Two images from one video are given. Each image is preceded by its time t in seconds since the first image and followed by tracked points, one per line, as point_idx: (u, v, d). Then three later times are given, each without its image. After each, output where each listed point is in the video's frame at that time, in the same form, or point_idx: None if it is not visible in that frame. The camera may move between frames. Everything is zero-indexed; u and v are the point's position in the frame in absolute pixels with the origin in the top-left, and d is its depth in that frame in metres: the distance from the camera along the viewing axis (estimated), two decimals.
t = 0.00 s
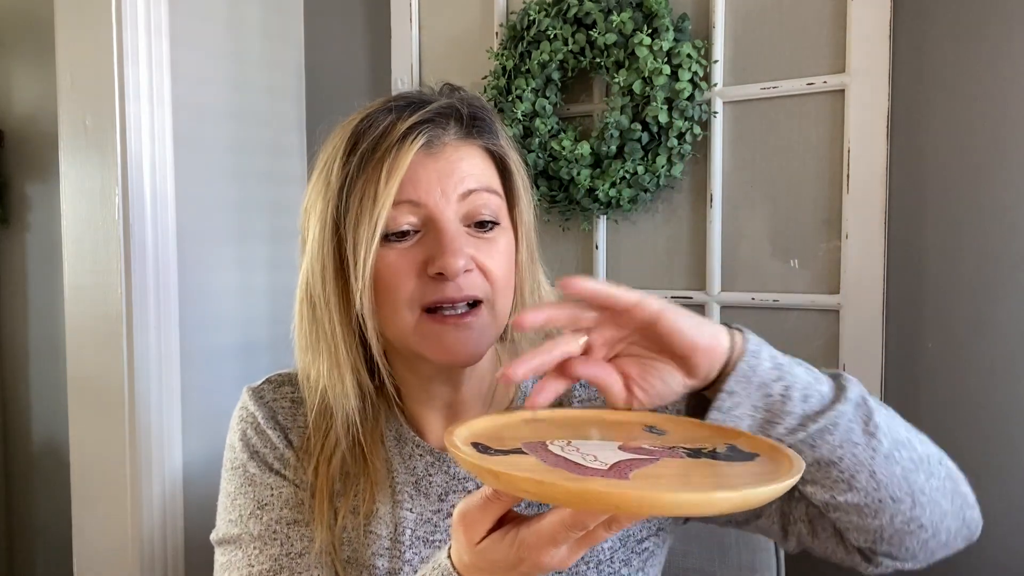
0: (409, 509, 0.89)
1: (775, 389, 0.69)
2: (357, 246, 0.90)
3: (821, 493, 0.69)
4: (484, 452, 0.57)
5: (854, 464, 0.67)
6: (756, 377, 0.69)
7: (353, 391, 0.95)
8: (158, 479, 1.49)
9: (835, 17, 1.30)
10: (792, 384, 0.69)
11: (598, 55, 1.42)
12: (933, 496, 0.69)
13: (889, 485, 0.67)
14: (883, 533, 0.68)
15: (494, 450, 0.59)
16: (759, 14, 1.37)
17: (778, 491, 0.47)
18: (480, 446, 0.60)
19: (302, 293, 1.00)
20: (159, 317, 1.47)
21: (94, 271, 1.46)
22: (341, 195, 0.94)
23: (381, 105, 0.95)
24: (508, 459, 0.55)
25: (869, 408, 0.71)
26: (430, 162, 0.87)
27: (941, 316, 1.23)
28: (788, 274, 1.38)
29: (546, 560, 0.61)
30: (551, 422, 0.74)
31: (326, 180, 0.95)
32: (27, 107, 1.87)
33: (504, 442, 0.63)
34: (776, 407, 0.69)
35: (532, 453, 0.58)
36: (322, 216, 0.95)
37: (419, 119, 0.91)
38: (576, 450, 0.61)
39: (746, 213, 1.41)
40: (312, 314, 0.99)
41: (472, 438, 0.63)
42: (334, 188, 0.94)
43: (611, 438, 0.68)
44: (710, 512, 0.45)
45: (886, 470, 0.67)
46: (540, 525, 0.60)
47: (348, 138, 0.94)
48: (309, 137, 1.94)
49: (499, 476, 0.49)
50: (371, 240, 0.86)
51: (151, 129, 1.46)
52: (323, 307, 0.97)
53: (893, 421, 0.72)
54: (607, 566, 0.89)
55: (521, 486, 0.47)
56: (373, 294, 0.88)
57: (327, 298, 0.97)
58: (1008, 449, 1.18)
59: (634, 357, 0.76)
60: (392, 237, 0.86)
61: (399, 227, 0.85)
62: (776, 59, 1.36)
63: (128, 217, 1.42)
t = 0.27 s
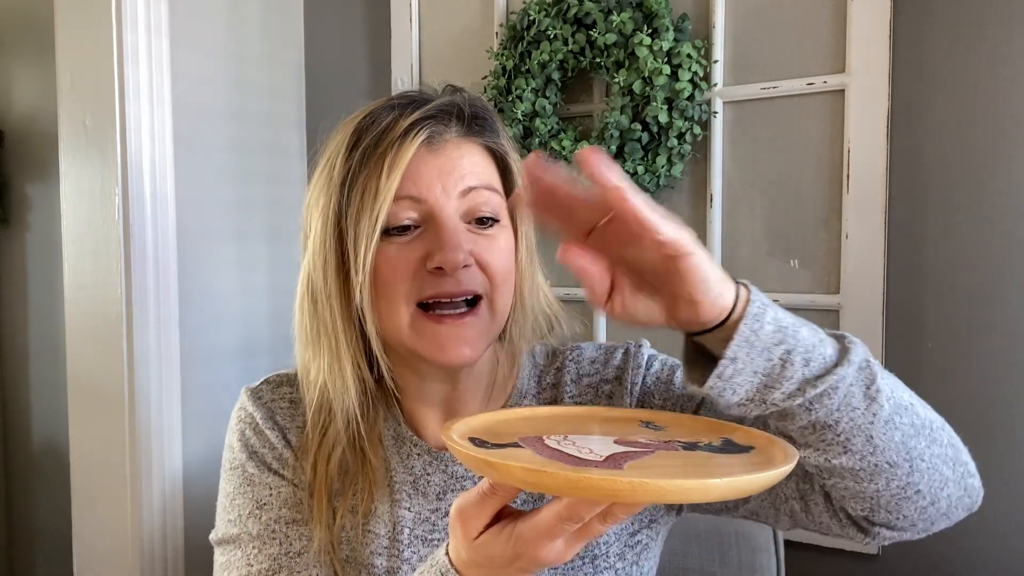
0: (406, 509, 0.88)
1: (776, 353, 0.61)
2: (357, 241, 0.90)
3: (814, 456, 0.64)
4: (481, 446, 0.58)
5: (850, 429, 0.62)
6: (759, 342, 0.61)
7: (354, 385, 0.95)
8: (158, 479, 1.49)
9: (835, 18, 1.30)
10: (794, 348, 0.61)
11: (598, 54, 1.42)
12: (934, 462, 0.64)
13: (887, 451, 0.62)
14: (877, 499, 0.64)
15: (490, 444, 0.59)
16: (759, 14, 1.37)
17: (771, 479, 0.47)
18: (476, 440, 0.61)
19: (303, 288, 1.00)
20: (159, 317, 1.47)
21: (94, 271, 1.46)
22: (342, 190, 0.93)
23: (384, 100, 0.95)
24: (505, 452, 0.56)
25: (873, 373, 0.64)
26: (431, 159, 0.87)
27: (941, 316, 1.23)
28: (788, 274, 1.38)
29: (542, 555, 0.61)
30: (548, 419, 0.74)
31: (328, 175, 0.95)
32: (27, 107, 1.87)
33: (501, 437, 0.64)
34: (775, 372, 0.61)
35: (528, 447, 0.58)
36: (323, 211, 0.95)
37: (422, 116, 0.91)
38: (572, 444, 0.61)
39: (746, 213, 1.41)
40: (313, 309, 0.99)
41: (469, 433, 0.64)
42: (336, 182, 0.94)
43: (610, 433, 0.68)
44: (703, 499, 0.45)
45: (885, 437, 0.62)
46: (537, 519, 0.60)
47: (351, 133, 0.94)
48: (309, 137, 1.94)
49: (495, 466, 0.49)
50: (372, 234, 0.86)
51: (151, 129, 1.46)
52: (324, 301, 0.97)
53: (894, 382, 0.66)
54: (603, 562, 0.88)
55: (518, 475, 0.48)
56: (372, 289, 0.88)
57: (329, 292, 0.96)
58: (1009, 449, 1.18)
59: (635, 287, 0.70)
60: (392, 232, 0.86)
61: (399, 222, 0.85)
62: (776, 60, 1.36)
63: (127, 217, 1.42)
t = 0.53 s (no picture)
0: (401, 510, 0.89)
1: (827, 418, 0.61)
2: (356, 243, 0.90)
3: (820, 493, 0.67)
4: (462, 451, 0.58)
5: (863, 486, 0.63)
6: (819, 410, 0.60)
7: (349, 387, 0.95)
8: (158, 479, 1.49)
9: (836, 17, 1.30)
10: (845, 418, 0.61)
11: (598, 55, 1.42)
12: (933, 528, 0.65)
13: (892, 513, 0.64)
14: (867, 550, 0.66)
15: (471, 449, 0.59)
16: (760, 14, 1.37)
17: (750, 480, 0.48)
18: (458, 445, 0.61)
19: (297, 289, 0.99)
20: (159, 317, 1.47)
21: (94, 271, 1.46)
22: (339, 191, 0.93)
23: (382, 103, 0.95)
24: (485, 457, 0.56)
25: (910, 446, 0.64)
26: (429, 160, 0.87)
27: (941, 316, 1.23)
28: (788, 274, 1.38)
29: (527, 558, 0.62)
30: (533, 420, 0.74)
31: (325, 176, 0.95)
32: (27, 106, 1.86)
33: (484, 440, 0.64)
34: (816, 429, 0.61)
35: (510, 451, 0.58)
36: (320, 211, 0.94)
37: (420, 118, 0.91)
38: (555, 447, 0.61)
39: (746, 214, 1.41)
40: (308, 311, 0.98)
41: (451, 439, 0.64)
42: (333, 184, 0.93)
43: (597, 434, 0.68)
44: (682, 503, 0.46)
45: (893, 501, 0.64)
46: (520, 523, 0.61)
47: (348, 134, 0.94)
48: (309, 137, 1.94)
49: (474, 475, 0.49)
50: (370, 236, 0.86)
51: (151, 129, 1.46)
52: (320, 303, 0.96)
53: (922, 451, 0.66)
54: (598, 567, 0.88)
55: (495, 483, 0.48)
56: (370, 290, 0.87)
57: (325, 294, 0.95)
58: (1008, 449, 1.18)
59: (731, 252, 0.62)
60: (390, 234, 0.86)
61: (397, 223, 0.85)
62: (776, 60, 1.36)
63: (127, 216, 1.42)
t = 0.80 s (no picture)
0: (401, 512, 0.89)
1: (843, 474, 0.63)
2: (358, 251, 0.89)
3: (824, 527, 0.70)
4: (459, 455, 0.57)
5: (868, 526, 0.66)
6: (836, 468, 0.63)
7: (350, 390, 0.94)
8: (158, 479, 1.49)
9: (836, 17, 1.30)
10: (858, 474, 0.64)
11: (598, 55, 1.42)
12: (928, 567, 0.69)
13: (893, 550, 0.67)
14: None
15: (468, 453, 0.59)
16: (759, 14, 1.37)
17: (747, 481, 0.48)
18: (455, 449, 0.60)
19: (298, 292, 0.99)
20: (159, 316, 1.47)
21: (94, 271, 1.46)
22: (341, 194, 0.93)
23: (382, 105, 0.95)
24: (482, 461, 0.55)
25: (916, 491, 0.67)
26: (431, 164, 0.87)
27: (941, 316, 1.23)
28: (788, 274, 1.38)
29: (525, 559, 0.62)
30: (531, 421, 0.74)
31: (326, 179, 0.94)
32: (27, 106, 1.87)
33: (480, 443, 0.64)
34: (829, 482, 0.64)
35: (506, 454, 0.58)
36: (321, 215, 0.94)
37: (422, 120, 0.91)
38: (552, 449, 0.61)
39: (746, 214, 1.41)
40: (309, 314, 0.98)
41: (448, 442, 0.63)
42: (334, 187, 0.93)
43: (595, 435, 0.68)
44: (680, 505, 0.45)
45: (896, 540, 0.66)
46: (519, 525, 0.61)
47: (349, 137, 0.94)
48: (309, 137, 1.94)
49: (470, 480, 0.48)
50: (372, 239, 0.86)
51: (151, 128, 1.46)
52: (321, 306, 0.96)
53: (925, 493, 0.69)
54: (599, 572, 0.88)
55: (492, 487, 0.47)
56: (372, 295, 0.87)
57: (326, 297, 0.96)
58: (1008, 449, 1.18)
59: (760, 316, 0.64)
60: (392, 238, 0.86)
61: (399, 227, 0.85)
62: (776, 59, 1.36)
63: (127, 216, 1.42)
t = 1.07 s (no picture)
0: (403, 511, 0.89)
1: (848, 476, 0.63)
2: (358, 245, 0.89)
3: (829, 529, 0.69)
4: (460, 454, 0.57)
5: (874, 528, 0.66)
6: (841, 471, 0.63)
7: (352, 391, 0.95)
8: (158, 479, 1.49)
9: (836, 17, 1.30)
10: (863, 475, 0.64)
11: (598, 55, 1.42)
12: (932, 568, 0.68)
13: (899, 551, 0.66)
14: None
15: (469, 451, 0.59)
16: (759, 14, 1.37)
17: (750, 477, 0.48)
18: (457, 447, 0.60)
19: (300, 293, 0.99)
20: (159, 316, 1.47)
21: (94, 271, 1.46)
22: (341, 194, 0.93)
23: (382, 105, 0.95)
24: (484, 459, 0.55)
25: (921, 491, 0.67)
26: (431, 162, 0.87)
27: (941, 316, 1.23)
28: (788, 274, 1.38)
29: (528, 558, 0.61)
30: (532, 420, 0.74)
31: (326, 179, 0.95)
32: (27, 106, 1.87)
33: (483, 442, 0.64)
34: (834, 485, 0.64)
35: (509, 453, 0.58)
36: (322, 215, 0.94)
37: (421, 119, 0.91)
38: (554, 447, 0.61)
39: (746, 214, 1.42)
40: (311, 314, 0.98)
41: (450, 441, 0.63)
42: (335, 186, 0.93)
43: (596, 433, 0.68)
44: (682, 501, 0.45)
45: (902, 541, 0.66)
46: (521, 523, 0.60)
47: (349, 137, 0.94)
48: (309, 137, 1.94)
49: (473, 477, 0.48)
50: (373, 239, 0.86)
51: (151, 129, 1.46)
52: (322, 306, 0.96)
53: (928, 492, 0.69)
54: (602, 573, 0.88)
55: (495, 485, 0.47)
56: (373, 295, 0.87)
57: (327, 298, 0.96)
58: (1008, 449, 1.18)
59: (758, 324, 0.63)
60: (392, 236, 0.86)
61: (399, 227, 0.85)
62: (776, 59, 1.36)
63: (127, 217, 1.42)
